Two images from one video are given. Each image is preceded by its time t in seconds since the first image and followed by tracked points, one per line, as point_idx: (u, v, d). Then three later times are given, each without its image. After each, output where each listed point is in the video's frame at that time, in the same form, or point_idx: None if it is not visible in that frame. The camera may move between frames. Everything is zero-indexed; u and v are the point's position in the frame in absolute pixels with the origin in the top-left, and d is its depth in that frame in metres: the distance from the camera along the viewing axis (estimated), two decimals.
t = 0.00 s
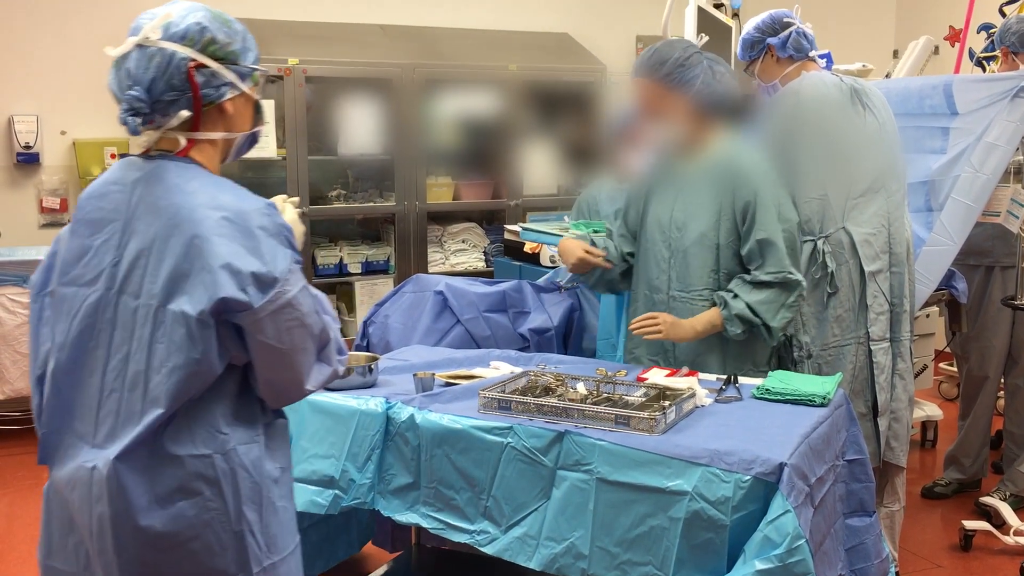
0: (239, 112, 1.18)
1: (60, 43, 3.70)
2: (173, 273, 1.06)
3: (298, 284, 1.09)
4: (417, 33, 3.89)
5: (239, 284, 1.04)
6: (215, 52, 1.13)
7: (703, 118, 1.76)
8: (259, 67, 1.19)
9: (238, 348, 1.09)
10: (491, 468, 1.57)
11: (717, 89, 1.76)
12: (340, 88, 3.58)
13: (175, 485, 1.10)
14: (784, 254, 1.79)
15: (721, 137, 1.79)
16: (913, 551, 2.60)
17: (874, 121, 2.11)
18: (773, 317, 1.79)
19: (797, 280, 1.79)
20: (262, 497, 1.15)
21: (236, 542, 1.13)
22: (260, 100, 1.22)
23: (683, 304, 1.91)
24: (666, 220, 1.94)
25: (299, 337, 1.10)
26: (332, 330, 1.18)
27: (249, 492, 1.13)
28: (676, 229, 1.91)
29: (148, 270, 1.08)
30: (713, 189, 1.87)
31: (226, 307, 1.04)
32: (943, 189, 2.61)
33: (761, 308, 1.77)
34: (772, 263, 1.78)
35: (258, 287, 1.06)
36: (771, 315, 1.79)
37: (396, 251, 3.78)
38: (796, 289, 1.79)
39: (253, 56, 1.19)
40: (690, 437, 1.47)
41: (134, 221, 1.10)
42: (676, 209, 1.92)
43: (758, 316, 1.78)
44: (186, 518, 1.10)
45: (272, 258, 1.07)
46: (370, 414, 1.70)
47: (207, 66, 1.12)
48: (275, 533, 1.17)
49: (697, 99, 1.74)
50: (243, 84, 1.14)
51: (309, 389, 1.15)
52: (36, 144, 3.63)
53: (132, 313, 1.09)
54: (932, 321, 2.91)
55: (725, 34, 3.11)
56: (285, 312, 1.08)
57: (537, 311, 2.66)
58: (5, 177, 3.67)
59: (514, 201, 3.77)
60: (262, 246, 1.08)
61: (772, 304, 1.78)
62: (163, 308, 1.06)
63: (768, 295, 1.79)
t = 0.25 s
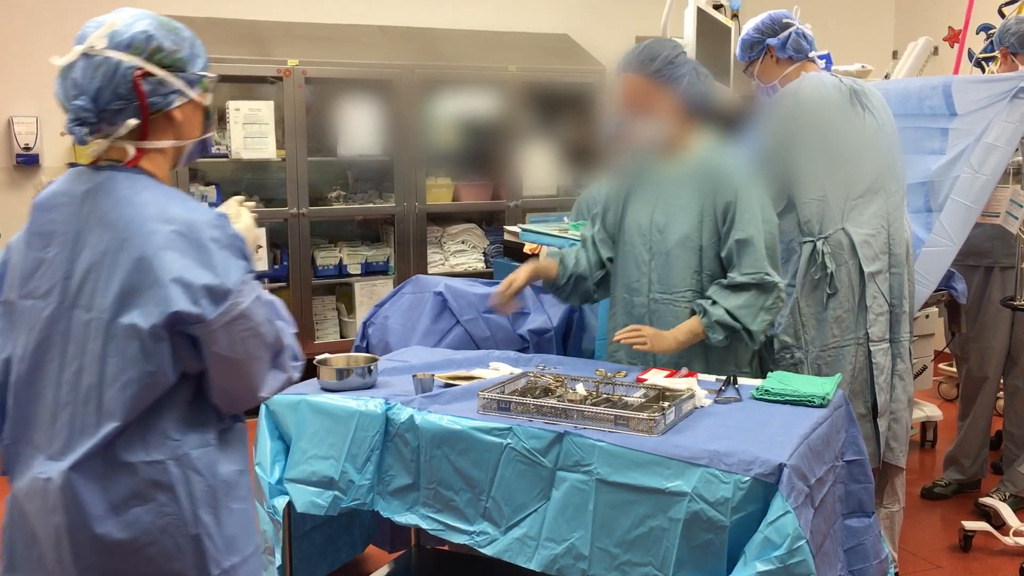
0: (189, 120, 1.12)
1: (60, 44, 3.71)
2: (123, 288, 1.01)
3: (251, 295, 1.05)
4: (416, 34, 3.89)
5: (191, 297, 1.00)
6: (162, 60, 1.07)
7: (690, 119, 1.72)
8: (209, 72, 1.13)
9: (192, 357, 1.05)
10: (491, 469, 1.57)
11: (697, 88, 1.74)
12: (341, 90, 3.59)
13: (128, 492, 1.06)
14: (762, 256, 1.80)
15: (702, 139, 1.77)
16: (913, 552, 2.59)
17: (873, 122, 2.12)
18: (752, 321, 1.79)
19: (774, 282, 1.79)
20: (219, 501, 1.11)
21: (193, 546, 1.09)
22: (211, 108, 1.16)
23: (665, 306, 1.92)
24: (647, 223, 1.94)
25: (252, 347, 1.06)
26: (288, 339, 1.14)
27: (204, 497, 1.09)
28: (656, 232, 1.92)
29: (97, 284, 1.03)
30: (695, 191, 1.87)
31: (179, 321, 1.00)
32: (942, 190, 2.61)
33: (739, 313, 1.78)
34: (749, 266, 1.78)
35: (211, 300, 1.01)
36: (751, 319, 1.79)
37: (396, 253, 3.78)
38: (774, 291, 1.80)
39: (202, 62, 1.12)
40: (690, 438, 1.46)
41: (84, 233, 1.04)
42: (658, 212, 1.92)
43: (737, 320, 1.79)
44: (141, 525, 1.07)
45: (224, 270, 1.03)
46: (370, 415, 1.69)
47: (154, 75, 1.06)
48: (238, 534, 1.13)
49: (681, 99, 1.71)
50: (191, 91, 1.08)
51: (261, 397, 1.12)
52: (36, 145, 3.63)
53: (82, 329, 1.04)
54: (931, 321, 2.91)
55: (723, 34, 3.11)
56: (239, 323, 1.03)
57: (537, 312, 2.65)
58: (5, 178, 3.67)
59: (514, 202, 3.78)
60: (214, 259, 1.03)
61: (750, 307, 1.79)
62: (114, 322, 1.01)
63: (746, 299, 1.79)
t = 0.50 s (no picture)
0: (131, 126, 1.20)
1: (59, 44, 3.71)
2: (67, 286, 1.08)
3: (194, 292, 1.12)
4: (415, 35, 3.90)
5: (135, 294, 1.06)
6: (110, 64, 1.15)
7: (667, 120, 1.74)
8: (158, 84, 1.22)
9: (136, 352, 1.12)
10: (490, 470, 1.55)
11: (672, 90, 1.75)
12: (341, 91, 3.59)
13: (67, 480, 1.12)
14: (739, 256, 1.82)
15: (677, 140, 1.79)
16: (912, 553, 2.58)
17: (873, 122, 2.12)
18: (732, 326, 1.81)
19: (750, 283, 1.82)
20: (159, 491, 1.17)
21: (130, 532, 1.15)
22: (156, 118, 1.24)
23: (644, 309, 1.95)
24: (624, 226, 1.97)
25: (196, 342, 1.13)
26: (229, 333, 1.21)
27: (144, 485, 1.15)
28: (634, 237, 1.94)
29: (45, 279, 1.09)
30: (671, 193, 1.89)
31: (122, 316, 1.06)
32: (941, 191, 2.59)
33: (718, 317, 1.80)
34: (726, 268, 1.81)
35: (154, 296, 1.08)
36: (732, 323, 1.81)
37: (395, 254, 3.78)
38: (750, 292, 1.82)
39: (154, 73, 1.21)
40: (689, 438, 1.44)
41: (27, 233, 1.12)
42: (636, 215, 1.95)
43: (716, 324, 1.81)
44: (80, 512, 1.13)
45: (167, 268, 1.10)
46: (369, 416, 1.67)
47: (101, 78, 1.14)
48: (180, 521, 1.19)
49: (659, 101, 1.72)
50: (135, 97, 1.16)
51: (206, 391, 1.19)
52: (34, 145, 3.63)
53: (26, 324, 1.11)
54: (931, 321, 2.88)
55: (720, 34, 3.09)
56: (182, 319, 1.10)
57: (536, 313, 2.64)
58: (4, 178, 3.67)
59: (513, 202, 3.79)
60: (157, 256, 1.10)
61: (731, 310, 1.81)
62: (58, 317, 1.08)
63: (726, 300, 1.82)
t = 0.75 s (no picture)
0: (98, 125, 1.25)
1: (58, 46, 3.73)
2: (21, 278, 1.12)
3: (145, 288, 1.16)
4: (414, 36, 3.92)
5: (84, 288, 1.10)
6: (72, 67, 1.20)
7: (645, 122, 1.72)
8: (123, 83, 1.26)
9: (84, 346, 1.16)
10: (490, 470, 1.46)
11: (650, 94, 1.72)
12: (340, 92, 3.61)
13: (17, 473, 1.17)
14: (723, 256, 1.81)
15: (657, 141, 1.77)
16: (911, 553, 2.54)
17: (872, 122, 2.11)
18: (722, 325, 1.79)
19: (736, 281, 1.80)
20: (108, 485, 1.21)
21: (78, 524, 1.20)
22: (124, 117, 1.29)
23: (631, 313, 1.94)
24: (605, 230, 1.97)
25: (146, 338, 1.17)
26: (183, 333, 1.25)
27: (91, 479, 1.19)
28: (617, 240, 1.94)
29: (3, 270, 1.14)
30: (653, 195, 1.89)
31: (70, 309, 1.11)
32: (940, 191, 2.48)
33: (707, 315, 1.79)
34: (711, 267, 1.80)
35: (103, 290, 1.12)
36: (722, 322, 1.79)
37: (394, 254, 3.80)
38: (737, 290, 1.80)
39: (118, 73, 1.26)
40: (689, 439, 1.36)
41: None
42: (617, 219, 1.94)
43: (704, 322, 1.79)
44: (28, 504, 1.18)
45: (118, 264, 1.14)
46: (368, 417, 1.57)
47: (63, 80, 1.19)
48: (130, 514, 1.24)
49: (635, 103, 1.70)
50: (97, 98, 1.21)
51: (160, 389, 1.23)
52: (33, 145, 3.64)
53: None
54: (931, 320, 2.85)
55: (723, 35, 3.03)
56: (131, 314, 1.14)
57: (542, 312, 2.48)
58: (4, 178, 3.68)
59: (513, 202, 3.82)
60: (110, 252, 1.14)
61: (720, 310, 1.79)
62: (12, 308, 1.13)
63: (714, 300, 1.80)
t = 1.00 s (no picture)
0: (84, 120, 1.25)
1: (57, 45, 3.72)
2: None
3: (123, 281, 1.16)
4: (413, 35, 3.92)
5: (61, 277, 1.10)
6: (58, 62, 1.20)
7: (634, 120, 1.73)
8: (110, 80, 1.27)
9: (62, 337, 1.17)
10: (489, 470, 1.46)
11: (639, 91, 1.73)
12: (340, 92, 3.61)
13: None
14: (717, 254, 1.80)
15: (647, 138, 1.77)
16: (911, 553, 2.54)
17: (872, 122, 2.11)
18: (719, 322, 1.78)
19: (732, 278, 1.79)
20: (86, 480, 1.22)
21: (54, 519, 1.20)
22: (110, 113, 1.29)
23: (627, 313, 1.93)
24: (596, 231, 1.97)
25: (123, 330, 1.17)
26: (162, 329, 1.26)
27: (70, 474, 1.20)
28: (609, 239, 1.94)
29: None
30: (645, 195, 1.89)
31: (47, 298, 1.10)
32: (940, 191, 2.48)
33: (703, 314, 1.78)
34: (704, 267, 1.79)
35: (80, 281, 1.12)
36: (719, 321, 1.78)
37: (394, 254, 3.80)
38: (733, 287, 1.79)
39: (104, 70, 1.26)
40: (689, 439, 1.36)
41: None
42: (608, 220, 1.95)
43: (700, 320, 1.78)
44: (4, 496, 1.17)
45: (96, 255, 1.14)
46: (367, 418, 1.57)
47: (49, 75, 1.19)
48: (108, 513, 1.25)
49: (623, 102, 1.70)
50: (84, 92, 1.21)
51: (138, 382, 1.23)
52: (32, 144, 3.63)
53: None
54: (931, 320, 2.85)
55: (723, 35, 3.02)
56: (108, 306, 1.15)
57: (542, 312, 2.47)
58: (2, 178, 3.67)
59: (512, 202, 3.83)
60: (88, 243, 1.14)
61: (717, 308, 1.78)
62: None
63: (710, 299, 1.79)
